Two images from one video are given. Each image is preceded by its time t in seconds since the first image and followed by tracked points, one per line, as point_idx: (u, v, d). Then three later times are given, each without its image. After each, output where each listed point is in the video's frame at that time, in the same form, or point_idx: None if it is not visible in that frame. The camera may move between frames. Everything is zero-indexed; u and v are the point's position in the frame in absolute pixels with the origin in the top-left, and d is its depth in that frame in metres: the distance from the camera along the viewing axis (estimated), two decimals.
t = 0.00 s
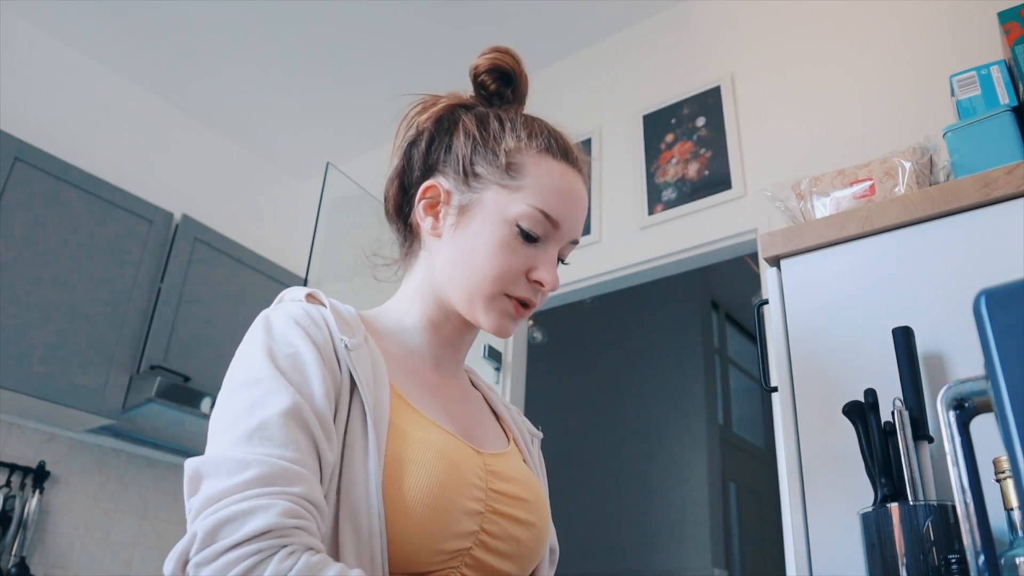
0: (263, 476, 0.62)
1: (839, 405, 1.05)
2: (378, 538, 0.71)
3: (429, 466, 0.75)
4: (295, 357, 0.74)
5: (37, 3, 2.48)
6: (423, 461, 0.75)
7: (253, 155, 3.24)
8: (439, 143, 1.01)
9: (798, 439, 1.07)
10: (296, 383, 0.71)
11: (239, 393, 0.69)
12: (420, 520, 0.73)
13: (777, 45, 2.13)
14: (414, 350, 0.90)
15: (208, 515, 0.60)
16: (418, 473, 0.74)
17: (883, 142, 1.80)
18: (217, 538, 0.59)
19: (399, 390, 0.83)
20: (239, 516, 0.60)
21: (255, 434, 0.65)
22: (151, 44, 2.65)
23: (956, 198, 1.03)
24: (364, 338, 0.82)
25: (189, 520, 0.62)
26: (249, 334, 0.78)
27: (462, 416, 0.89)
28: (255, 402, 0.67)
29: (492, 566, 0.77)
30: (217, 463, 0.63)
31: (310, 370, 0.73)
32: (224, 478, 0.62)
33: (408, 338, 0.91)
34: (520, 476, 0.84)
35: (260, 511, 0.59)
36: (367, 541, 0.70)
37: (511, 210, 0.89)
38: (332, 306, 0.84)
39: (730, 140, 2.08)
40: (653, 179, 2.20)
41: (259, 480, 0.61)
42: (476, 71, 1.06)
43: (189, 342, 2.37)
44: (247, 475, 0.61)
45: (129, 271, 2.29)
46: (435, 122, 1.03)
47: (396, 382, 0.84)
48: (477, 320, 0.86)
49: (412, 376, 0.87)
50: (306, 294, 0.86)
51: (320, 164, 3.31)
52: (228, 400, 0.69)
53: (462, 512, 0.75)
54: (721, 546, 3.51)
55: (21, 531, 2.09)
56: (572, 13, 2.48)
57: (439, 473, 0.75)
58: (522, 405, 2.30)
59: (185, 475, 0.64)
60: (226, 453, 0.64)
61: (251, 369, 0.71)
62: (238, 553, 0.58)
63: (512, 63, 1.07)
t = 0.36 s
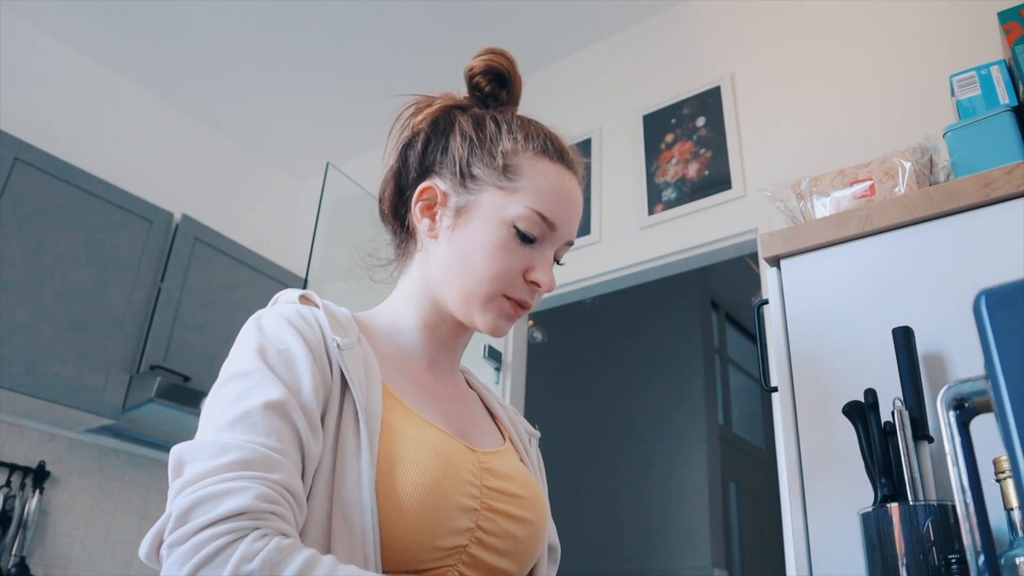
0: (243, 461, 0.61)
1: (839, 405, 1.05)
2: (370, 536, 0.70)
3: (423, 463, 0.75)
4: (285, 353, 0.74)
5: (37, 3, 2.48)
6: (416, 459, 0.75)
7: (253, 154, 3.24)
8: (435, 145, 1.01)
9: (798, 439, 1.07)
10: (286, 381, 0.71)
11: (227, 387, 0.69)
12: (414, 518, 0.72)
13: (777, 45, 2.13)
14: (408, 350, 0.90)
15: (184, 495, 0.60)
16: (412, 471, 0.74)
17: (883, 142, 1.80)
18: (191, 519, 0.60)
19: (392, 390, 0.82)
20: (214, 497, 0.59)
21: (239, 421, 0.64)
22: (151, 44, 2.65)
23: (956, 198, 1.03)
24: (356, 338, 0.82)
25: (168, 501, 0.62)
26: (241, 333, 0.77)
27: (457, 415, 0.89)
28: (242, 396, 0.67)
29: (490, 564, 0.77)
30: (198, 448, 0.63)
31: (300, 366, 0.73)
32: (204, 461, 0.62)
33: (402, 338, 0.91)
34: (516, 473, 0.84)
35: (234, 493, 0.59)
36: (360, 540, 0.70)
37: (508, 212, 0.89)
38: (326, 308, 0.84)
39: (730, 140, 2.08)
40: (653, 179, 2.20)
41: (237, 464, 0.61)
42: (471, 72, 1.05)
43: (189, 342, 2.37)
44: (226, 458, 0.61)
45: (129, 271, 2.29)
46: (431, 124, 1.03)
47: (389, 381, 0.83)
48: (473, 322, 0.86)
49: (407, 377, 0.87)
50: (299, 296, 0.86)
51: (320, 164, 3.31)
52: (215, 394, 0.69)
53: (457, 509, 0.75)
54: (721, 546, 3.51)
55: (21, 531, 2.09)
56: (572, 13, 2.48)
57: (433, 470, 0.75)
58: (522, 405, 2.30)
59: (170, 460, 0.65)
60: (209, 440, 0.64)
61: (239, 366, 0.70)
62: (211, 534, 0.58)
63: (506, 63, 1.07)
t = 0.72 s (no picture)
0: (242, 468, 0.62)
1: (839, 405, 1.05)
2: (370, 539, 0.70)
3: (421, 464, 0.75)
4: (282, 357, 0.74)
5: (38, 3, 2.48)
6: (414, 460, 0.75)
7: (253, 154, 3.24)
8: (430, 146, 1.01)
9: (798, 439, 1.07)
10: (282, 383, 0.71)
11: (224, 394, 0.69)
12: (410, 518, 0.73)
13: (777, 45, 2.13)
14: (405, 352, 0.90)
15: (185, 507, 0.61)
16: (410, 472, 0.74)
17: (883, 142, 1.80)
18: (194, 529, 0.60)
19: (390, 391, 0.82)
20: (214, 506, 0.60)
21: (236, 429, 0.65)
22: (151, 44, 2.64)
23: (956, 199, 1.03)
24: (354, 339, 0.82)
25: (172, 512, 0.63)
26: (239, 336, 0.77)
27: (454, 416, 0.89)
28: (238, 403, 0.67)
29: (487, 564, 0.77)
30: (196, 459, 0.63)
31: (297, 369, 0.73)
32: (204, 470, 0.62)
33: (400, 340, 0.91)
34: (514, 474, 0.84)
35: (235, 500, 0.60)
36: (359, 542, 0.70)
37: (502, 210, 0.88)
38: (323, 310, 0.83)
39: (730, 139, 2.08)
40: (653, 179, 2.20)
41: (236, 471, 0.61)
42: (465, 73, 1.06)
43: (189, 342, 2.37)
44: (225, 466, 0.62)
45: (129, 271, 2.29)
46: (426, 126, 1.03)
47: (386, 382, 0.83)
48: (468, 321, 0.86)
49: (404, 378, 0.87)
50: (297, 297, 0.86)
51: (320, 164, 3.31)
52: (212, 398, 0.69)
53: (455, 510, 0.75)
54: (721, 546, 3.51)
55: (21, 531, 2.09)
56: (572, 13, 2.48)
57: (430, 471, 0.75)
58: (522, 405, 2.30)
59: (170, 471, 0.65)
60: (208, 448, 0.64)
61: (235, 370, 0.71)
62: (213, 543, 0.59)
63: (501, 63, 1.08)
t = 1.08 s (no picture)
0: (288, 475, 0.62)
1: (839, 405, 1.05)
2: (381, 537, 0.70)
3: (430, 466, 0.75)
4: (302, 358, 0.74)
5: (38, 3, 2.48)
6: (423, 461, 0.75)
7: (253, 154, 3.24)
8: (405, 156, 1.04)
9: (798, 439, 1.07)
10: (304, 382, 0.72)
11: (252, 394, 0.68)
12: (419, 518, 0.73)
13: (777, 46, 2.13)
14: (409, 353, 0.90)
15: (237, 515, 0.60)
16: (418, 474, 0.74)
17: (883, 142, 1.80)
18: (248, 538, 0.59)
19: (399, 392, 0.82)
20: (270, 515, 0.59)
21: (276, 434, 0.64)
22: (151, 44, 2.64)
23: (956, 199, 1.03)
24: (364, 340, 0.82)
25: (214, 523, 0.61)
26: (252, 338, 0.77)
27: (459, 419, 0.89)
28: (268, 403, 0.67)
29: (491, 568, 0.77)
30: (240, 465, 0.62)
31: (317, 369, 0.73)
32: (248, 477, 0.62)
33: (403, 341, 0.90)
34: (519, 479, 0.84)
35: (292, 509, 0.59)
36: (373, 540, 0.70)
37: (465, 191, 0.89)
38: (332, 309, 0.83)
39: (730, 139, 2.08)
40: (653, 179, 2.20)
41: (284, 478, 0.61)
42: (439, 82, 1.07)
43: (189, 342, 2.37)
44: (272, 473, 0.61)
45: (129, 271, 2.29)
46: (403, 140, 1.06)
47: (394, 383, 0.83)
48: (454, 307, 0.86)
49: (409, 379, 0.87)
50: (306, 296, 0.86)
51: (320, 164, 3.31)
52: (239, 400, 0.69)
53: (462, 513, 0.75)
54: (721, 546, 3.51)
55: (21, 531, 2.09)
56: (572, 13, 2.48)
57: (439, 473, 0.75)
58: (522, 405, 2.30)
59: (202, 478, 0.63)
60: (248, 453, 0.63)
61: (258, 370, 0.70)
62: (272, 551, 0.58)
63: (476, 71, 1.09)
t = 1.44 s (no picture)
0: (256, 433, 0.60)
1: (839, 405, 1.05)
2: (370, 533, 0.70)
3: (417, 461, 0.75)
4: (286, 345, 0.74)
5: (38, 4, 2.48)
6: (414, 456, 0.75)
7: (253, 154, 3.23)
8: (376, 166, 1.07)
9: (797, 439, 1.07)
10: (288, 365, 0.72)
11: (234, 373, 0.68)
12: (412, 513, 0.73)
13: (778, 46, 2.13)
14: (401, 355, 0.89)
15: (202, 466, 0.59)
16: (406, 469, 0.74)
17: (883, 142, 1.80)
18: (212, 487, 0.58)
19: (387, 389, 0.82)
20: (235, 463, 0.58)
21: (251, 401, 0.64)
22: (151, 44, 2.64)
23: (956, 199, 1.03)
24: (349, 337, 0.82)
25: (183, 481, 0.60)
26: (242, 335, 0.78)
27: (453, 415, 0.88)
28: (248, 379, 0.66)
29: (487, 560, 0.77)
30: (213, 427, 0.62)
31: (300, 356, 0.73)
32: (217, 436, 0.61)
33: (392, 341, 0.90)
34: (514, 472, 0.84)
35: (254, 459, 0.58)
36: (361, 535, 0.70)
37: (422, 187, 0.91)
38: (319, 309, 0.83)
39: (730, 140, 2.08)
40: (653, 179, 2.20)
41: (253, 435, 0.60)
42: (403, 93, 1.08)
43: (189, 342, 2.37)
44: (241, 430, 0.60)
45: (129, 271, 2.29)
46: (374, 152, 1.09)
47: (383, 381, 0.83)
48: (429, 296, 0.87)
49: (401, 378, 0.87)
50: (294, 300, 0.85)
51: (320, 164, 3.31)
52: (226, 378, 0.68)
53: (452, 506, 0.75)
54: (722, 546, 3.51)
55: (21, 531, 2.09)
56: (572, 13, 2.48)
57: (426, 468, 0.74)
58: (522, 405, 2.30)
59: (183, 444, 0.63)
60: (222, 417, 0.62)
61: (243, 353, 0.71)
62: (234, 496, 0.56)
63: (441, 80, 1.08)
